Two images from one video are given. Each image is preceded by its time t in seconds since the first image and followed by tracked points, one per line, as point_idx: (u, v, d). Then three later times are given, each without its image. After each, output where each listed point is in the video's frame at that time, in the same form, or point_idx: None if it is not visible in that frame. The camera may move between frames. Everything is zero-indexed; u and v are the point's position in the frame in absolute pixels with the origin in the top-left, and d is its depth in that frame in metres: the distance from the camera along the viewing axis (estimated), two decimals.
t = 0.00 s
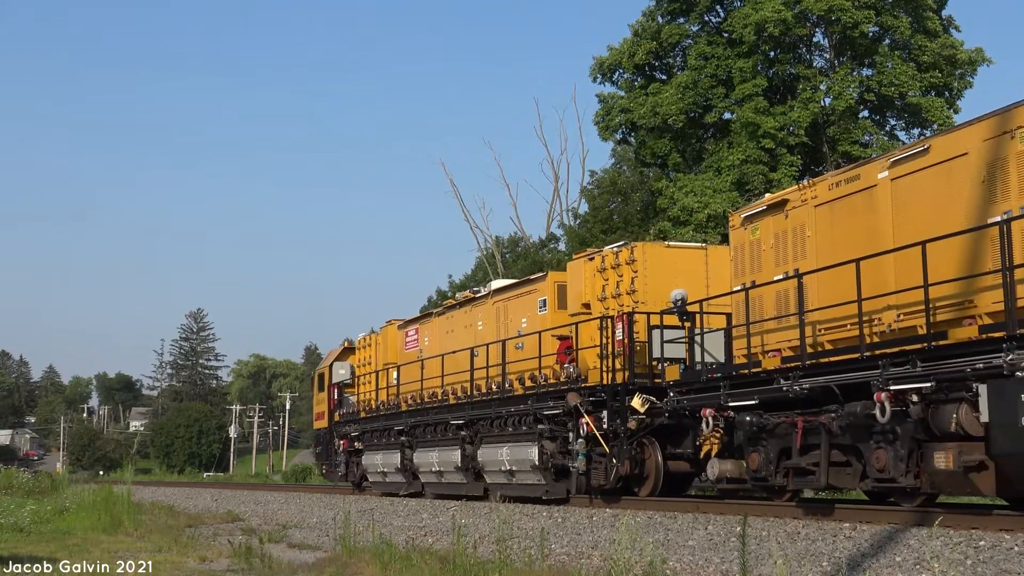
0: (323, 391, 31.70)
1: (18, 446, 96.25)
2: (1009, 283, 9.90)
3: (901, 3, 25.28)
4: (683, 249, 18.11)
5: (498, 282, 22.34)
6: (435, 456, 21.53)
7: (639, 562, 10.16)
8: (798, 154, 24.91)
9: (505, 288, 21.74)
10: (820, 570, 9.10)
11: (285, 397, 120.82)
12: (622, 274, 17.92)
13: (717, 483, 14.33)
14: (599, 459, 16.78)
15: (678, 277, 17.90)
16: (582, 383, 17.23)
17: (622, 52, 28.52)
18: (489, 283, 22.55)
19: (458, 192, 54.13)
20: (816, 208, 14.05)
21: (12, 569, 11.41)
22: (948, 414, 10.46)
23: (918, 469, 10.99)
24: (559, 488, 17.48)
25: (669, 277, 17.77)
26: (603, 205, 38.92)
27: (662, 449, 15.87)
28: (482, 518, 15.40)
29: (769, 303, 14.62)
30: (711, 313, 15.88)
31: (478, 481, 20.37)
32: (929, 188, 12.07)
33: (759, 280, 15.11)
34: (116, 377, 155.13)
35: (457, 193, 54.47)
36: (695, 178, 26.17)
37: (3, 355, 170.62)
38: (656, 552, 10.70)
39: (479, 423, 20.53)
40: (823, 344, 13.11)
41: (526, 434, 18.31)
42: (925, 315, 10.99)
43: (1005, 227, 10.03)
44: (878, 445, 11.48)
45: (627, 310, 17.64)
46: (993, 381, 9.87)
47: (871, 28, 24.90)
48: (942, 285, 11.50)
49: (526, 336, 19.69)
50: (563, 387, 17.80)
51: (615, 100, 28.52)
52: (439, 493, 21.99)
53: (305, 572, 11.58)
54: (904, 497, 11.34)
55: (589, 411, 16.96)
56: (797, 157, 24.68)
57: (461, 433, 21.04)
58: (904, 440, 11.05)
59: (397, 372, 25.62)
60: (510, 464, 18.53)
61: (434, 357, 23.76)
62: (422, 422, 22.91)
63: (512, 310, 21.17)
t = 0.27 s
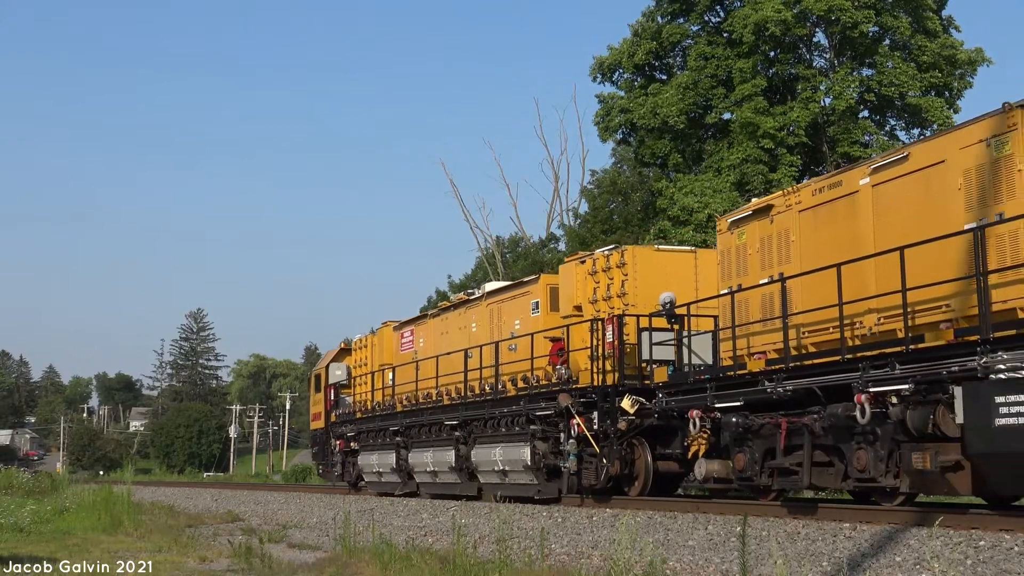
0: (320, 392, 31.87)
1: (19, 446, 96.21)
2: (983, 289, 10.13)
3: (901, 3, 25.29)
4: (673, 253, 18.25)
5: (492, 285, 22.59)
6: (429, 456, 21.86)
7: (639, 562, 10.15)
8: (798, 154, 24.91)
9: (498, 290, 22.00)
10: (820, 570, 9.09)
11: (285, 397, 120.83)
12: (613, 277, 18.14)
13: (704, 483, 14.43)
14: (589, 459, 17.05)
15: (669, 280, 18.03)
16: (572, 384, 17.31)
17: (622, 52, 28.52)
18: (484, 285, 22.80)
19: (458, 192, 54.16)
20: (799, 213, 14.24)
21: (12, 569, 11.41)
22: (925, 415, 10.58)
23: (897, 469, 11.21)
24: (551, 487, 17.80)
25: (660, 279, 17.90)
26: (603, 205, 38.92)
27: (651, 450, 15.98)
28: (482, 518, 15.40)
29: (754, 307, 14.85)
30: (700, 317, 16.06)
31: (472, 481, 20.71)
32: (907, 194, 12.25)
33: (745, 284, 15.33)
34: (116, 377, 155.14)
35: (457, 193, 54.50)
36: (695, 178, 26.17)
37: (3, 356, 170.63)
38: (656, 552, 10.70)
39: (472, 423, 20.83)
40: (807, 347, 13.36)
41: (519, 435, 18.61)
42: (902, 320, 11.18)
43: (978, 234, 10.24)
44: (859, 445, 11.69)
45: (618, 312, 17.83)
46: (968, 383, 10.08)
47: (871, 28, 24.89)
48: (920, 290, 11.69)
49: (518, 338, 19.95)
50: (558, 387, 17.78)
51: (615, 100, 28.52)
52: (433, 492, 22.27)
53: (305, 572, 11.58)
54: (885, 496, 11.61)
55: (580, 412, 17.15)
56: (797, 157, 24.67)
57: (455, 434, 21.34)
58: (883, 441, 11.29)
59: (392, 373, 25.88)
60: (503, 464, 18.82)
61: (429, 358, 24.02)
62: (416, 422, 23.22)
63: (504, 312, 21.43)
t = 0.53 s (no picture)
0: (316, 392, 31.94)
1: (19, 446, 96.16)
2: (958, 292, 10.38)
3: (901, 4, 25.29)
4: (663, 256, 18.47)
5: (486, 287, 22.82)
6: (424, 456, 21.98)
7: (639, 562, 10.15)
8: (798, 154, 24.91)
9: (492, 292, 22.23)
10: (819, 570, 9.09)
11: (285, 397, 120.81)
12: (604, 280, 18.39)
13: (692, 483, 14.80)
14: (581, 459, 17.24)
15: (659, 283, 18.24)
16: (564, 385, 17.63)
17: (622, 52, 28.52)
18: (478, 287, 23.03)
19: (459, 192, 54.14)
20: (784, 218, 14.59)
21: (12, 569, 11.41)
22: (905, 416, 10.90)
23: (878, 469, 11.52)
24: (543, 487, 17.99)
25: (650, 283, 18.10)
26: (603, 205, 38.91)
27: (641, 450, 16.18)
28: (482, 518, 15.40)
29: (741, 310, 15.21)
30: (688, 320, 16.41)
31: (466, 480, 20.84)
32: (888, 200, 12.60)
33: (732, 287, 15.69)
34: (116, 377, 155.14)
35: (457, 193, 54.48)
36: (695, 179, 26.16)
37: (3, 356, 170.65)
38: (656, 552, 10.70)
39: (466, 424, 20.99)
40: (792, 349, 13.73)
41: (512, 435, 18.80)
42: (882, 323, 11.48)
43: (954, 240, 10.56)
44: (841, 446, 12.01)
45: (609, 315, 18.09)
46: (944, 386, 10.42)
47: (871, 28, 24.87)
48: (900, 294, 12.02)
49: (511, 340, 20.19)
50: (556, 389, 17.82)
51: (615, 100, 28.51)
52: (428, 493, 22.36)
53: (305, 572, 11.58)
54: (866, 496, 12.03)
55: (571, 413, 17.34)
56: (797, 157, 24.65)
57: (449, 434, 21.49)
58: (864, 441, 11.59)
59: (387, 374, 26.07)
60: (496, 465, 18.99)
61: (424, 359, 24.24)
62: (410, 423, 23.32)
63: (498, 314, 21.67)
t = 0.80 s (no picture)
0: (313, 393, 31.96)
1: (19, 446, 96.19)
2: (933, 297, 10.68)
3: (901, 4, 25.30)
4: (654, 260, 18.83)
5: (481, 289, 22.99)
6: (419, 457, 22.22)
7: (639, 562, 10.15)
8: (798, 154, 24.94)
9: (486, 294, 22.41)
10: (819, 570, 9.09)
11: (285, 397, 120.83)
12: (595, 283, 18.73)
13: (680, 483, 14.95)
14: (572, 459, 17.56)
15: (649, 286, 18.59)
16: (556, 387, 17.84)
17: (622, 52, 28.53)
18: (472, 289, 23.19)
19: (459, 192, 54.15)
20: (768, 223, 14.78)
21: (12, 569, 11.41)
22: (884, 418, 11.13)
23: (859, 469, 11.76)
24: (535, 487, 18.29)
25: (640, 286, 18.46)
26: (603, 205, 38.92)
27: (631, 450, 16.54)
28: (482, 518, 15.40)
29: (727, 313, 15.38)
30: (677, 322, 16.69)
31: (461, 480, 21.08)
32: (869, 206, 12.80)
33: (718, 290, 15.88)
34: (116, 377, 155.27)
35: (457, 193, 54.48)
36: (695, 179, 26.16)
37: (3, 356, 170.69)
38: (656, 552, 10.70)
39: (460, 424, 21.27)
40: (775, 352, 13.87)
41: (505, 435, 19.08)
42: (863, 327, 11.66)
43: (933, 246, 10.78)
44: (824, 446, 12.26)
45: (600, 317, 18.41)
46: (920, 388, 10.69)
47: (871, 28, 24.87)
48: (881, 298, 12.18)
49: (505, 342, 20.38)
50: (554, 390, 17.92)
51: (615, 100, 28.51)
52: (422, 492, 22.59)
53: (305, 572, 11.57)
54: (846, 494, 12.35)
55: (562, 413, 17.70)
56: (797, 157, 24.68)
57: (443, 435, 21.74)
58: (846, 442, 11.83)
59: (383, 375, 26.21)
60: (489, 464, 19.26)
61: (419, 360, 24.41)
62: (406, 424, 23.61)
63: (491, 316, 21.85)
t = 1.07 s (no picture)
0: (310, 393, 32.01)
1: (19, 446, 96.17)
2: (912, 303, 11.03)
3: (901, 4, 25.31)
4: (643, 263, 19.22)
5: (474, 291, 23.10)
6: (413, 457, 22.45)
7: (639, 562, 10.15)
8: (798, 154, 24.95)
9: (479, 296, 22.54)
10: (819, 570, 9.09)
11: (285, 397, 120.81)
12: (586, 286, 19.08)
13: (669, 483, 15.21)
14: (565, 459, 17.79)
15: (638, 289, 19.00)
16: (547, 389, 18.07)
17: (622, 52, 28.53)
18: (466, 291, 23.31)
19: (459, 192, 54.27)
20: (755, 227, 15.14)
21: (12, 569, 11.41)
22: (864, 419, 11.50)
23: (842, 469, 12.00)
24: (528, 487, 18.53)
25: (630, 289, 18.86)
26: (603, 205, 38.90)
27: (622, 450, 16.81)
28: (482, 518, 15.40)
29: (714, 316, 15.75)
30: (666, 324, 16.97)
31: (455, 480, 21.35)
32: (851, 212, 13.17)
33: (706, 293, 16.26)
34: (116, 377, 155.30)
35: (457, 193, 54.52)
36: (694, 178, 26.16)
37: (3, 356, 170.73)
38: (656, 552, 10.70)
39: (455, 425, 21.50)
40: (762, 354, 14.21)
41: (498, 436, 19.31)
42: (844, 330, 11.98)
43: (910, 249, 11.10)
44: (807, 446, 12.52)
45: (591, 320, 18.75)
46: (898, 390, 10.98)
47: (871, 28, 24.88)
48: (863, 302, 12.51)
49: (498, 343, 20.53)
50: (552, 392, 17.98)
51: (615, 100, 28.50)
52: (417, 492, 22.84)
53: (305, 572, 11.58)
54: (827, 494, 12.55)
55: (554, 414, 17.93)
56: (797, 156, 24.69)
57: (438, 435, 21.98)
58: (828, 443, 12.08)
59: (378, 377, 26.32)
60: (483, 465, 19.51)
61: (414, 361, 24.54)
62: (401, 424, 23.82)
63: (484, 318, 21.98)
